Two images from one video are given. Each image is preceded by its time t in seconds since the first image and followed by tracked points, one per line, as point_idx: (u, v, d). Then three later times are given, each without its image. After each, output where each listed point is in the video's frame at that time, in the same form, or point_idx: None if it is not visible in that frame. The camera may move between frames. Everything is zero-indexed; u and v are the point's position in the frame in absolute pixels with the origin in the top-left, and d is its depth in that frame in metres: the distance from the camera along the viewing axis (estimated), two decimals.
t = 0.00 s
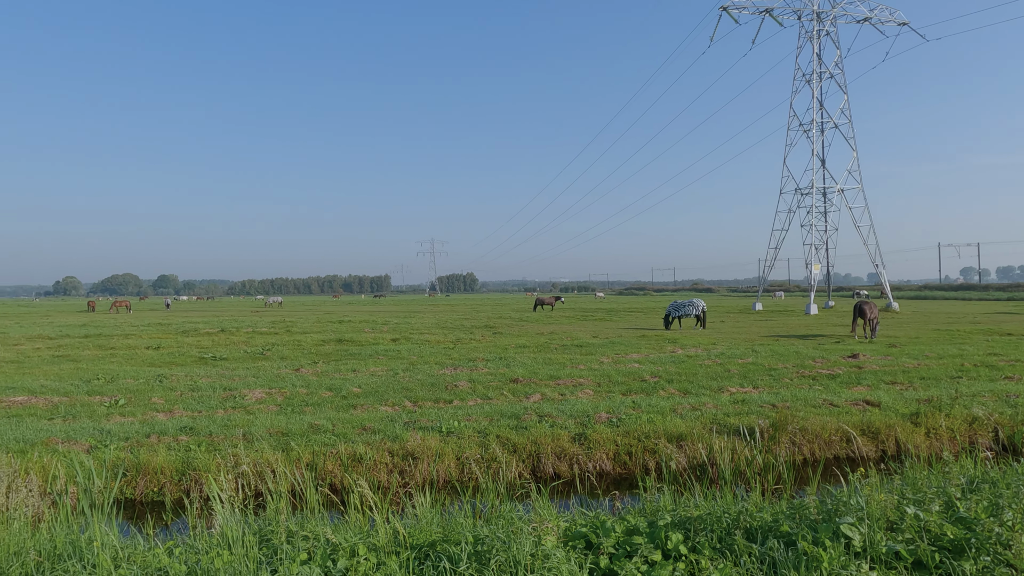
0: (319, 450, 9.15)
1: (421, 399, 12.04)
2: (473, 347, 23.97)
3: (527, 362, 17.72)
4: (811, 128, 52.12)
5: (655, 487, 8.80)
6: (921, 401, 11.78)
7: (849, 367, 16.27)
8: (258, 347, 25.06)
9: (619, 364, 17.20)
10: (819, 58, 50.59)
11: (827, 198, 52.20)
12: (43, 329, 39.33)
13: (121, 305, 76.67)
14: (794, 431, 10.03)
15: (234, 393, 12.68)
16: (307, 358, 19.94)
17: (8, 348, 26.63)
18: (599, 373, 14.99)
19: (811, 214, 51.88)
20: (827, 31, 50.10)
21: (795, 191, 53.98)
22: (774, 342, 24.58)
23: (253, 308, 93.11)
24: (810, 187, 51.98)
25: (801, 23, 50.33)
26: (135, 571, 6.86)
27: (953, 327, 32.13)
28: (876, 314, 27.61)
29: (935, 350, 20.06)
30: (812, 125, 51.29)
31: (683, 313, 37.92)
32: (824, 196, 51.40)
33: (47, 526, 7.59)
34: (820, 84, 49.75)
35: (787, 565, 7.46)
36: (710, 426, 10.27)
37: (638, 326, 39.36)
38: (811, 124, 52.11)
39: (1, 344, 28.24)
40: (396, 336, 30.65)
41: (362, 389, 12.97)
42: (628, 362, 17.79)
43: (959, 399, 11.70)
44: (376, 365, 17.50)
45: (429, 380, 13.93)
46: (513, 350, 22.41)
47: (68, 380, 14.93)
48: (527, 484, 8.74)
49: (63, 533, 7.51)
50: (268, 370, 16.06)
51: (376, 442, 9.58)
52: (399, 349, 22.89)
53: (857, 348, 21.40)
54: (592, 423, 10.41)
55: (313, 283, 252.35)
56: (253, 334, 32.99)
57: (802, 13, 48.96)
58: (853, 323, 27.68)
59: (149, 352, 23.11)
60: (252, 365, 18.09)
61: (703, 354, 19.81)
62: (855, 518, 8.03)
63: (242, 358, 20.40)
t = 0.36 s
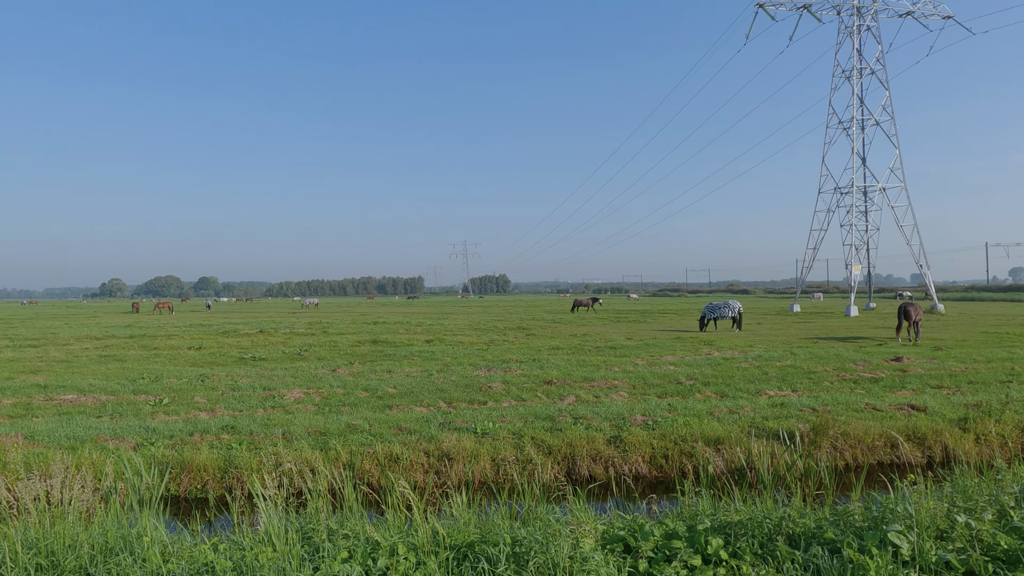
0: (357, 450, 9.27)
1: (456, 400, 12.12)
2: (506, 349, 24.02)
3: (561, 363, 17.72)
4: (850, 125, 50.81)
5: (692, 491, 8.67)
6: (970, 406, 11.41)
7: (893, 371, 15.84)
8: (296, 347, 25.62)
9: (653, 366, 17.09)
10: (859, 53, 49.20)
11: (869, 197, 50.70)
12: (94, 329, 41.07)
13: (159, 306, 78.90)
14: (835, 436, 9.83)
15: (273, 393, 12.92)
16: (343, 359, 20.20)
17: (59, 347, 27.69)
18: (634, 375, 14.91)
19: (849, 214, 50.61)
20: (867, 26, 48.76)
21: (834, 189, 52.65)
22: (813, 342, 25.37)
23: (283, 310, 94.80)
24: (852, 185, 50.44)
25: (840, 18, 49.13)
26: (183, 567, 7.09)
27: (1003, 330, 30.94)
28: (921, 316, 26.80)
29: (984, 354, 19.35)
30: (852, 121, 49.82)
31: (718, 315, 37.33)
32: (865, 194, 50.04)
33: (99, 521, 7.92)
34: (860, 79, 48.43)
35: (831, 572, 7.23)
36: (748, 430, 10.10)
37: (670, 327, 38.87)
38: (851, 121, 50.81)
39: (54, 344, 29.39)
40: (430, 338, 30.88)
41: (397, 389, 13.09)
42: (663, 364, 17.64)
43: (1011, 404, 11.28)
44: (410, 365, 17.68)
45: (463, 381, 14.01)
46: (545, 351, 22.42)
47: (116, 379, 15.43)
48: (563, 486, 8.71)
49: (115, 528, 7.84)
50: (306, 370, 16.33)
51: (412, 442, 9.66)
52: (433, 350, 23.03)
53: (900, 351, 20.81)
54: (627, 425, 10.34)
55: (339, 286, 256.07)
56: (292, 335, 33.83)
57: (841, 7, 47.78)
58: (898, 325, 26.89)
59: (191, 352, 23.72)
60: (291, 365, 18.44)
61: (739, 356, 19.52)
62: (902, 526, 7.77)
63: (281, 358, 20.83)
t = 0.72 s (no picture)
0: (391, 450, 9.37)
1: (488, 401, 12.19)
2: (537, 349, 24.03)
3: (593, 364, 17.67)
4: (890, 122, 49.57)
5: (729, 494, 8.53)
6: (1019, 410, 11.02)
7: (937, 373, 15.39)
8: (330, 347, 26.12)
9: (687, 367, 16.94)
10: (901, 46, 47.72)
11: (910, 195, 49.25)
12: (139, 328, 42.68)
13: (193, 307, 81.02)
14: (877, 440, 9.63)
15: (308, 392, 13.15)
16: (377, 358, 20.46)
17: (103, 346, 28.70)
18: (667, 376, 14.82)
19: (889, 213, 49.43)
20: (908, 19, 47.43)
21: (874, 187, 51.28)
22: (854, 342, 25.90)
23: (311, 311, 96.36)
24: (894, 182, 48.90)
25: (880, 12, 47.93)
26: (225, 561, 7.26)
27: None
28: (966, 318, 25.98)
29: None
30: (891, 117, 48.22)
31: (754, 316, 36.69)
32: (905, 192, 48.76)
33: (144, 516, 8.19)
34: (900, 75, 47.14)
35: None
36: (785, 433, 9.94)
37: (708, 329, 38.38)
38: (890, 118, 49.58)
39: (100, 343, 30.48)
40: (461, 338, 31.07)
41: (429, 389, 13.22)
42: (697, 365, 17.46)
43: None
44: (442, 365, 17.84)
45: (495, 381, 14.09)
46: (577, 352, 22.41)
47: (158, 377, 15.91)
48: (597, 488, 8.66)
49: (159, 523, 8.10)
50: (340, 370, 16.58)
51: (445, 442, 9.74)
52: (466, 350, 23.16)
53: (944, 354, 20.20)
54: (661, 427, 10.26)
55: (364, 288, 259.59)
56: (327, 334, 34.57)
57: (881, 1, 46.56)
58: (941, 327, 26.11)
59: (230, 352, 24.31)
60: (326, 364, 18.74)
61: (776, 358, 19.22)
62: (950, 533, 7.50)
63: (316, 358, 21.22)
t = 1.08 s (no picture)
0: (423, 449, 9.46)
1: (519, 401, 12.27)
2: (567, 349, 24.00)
3: (624, 364, 17.63)
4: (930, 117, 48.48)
5: (765, 498, 8.40)
6: None
7: (982, 376, 14.93)
8: (363, 345, 26.56)
9: (719, 368, 16.80)
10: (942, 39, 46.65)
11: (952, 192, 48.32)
12: (179, 327, 43.97)
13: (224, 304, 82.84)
14: (917, 444, 9.42)
15: (341, 391, 13.37)
16: (407, 358, 20.68)
17: (143, 344, 29.58)
18: (699, 377, 14.73)
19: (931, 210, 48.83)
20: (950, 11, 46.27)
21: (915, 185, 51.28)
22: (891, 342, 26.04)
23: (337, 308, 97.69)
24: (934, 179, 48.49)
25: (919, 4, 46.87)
26: (263, 558, 7.41)
27: None
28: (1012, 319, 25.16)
29: None
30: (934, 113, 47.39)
31: (789, 316, 36.05)
32: (947, 188, 47.84)
33: (185, 511, 8.42)
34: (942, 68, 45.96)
35: None
36: (822, 435, 9.79)
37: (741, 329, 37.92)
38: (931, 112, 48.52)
39: (139, 341, 31.41)
40: (490, 337, 31.27)
41: (460, 388, 13.40)
42: (729, 366, 17.30)
43: None
44: (473, 365, 17.97)
45: (526, 381, 14.20)
46: (607, 352, 22.37)
47: (196, 375, 16.34)
48: (629, 489, 8.61)
49: (199, 518, 8.31)
50: (372, 369, 16.78)
51: (476, 442, 9.82)
52: (496, 350, 23.33)
53: (989, 355, 19.61)
54: (693, 429, 10.18)
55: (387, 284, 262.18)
56: (359, 333, 35.16)
57: None
58: (986, 328, 25.35)
59: (264, 350, 24.80)
60: (358, 363, 19.02)
61: (812, 358, 18.95)
62: (998, 542, 7.25)
63: (349, 357, 21.56)
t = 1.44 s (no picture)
0: (452, 447, 9.54)
1: (547, 399, 12.34)
2: (595, 348, 23.89)
3: (653, 363, 17.56)
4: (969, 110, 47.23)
5: (798, 500, 8.27)
6: None
7: None
8: (392, 344, 26.90)
9: (750, 367, 16.65)
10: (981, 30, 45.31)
11: (992, 186, 46.98)
12: (213, 325, 45.06)
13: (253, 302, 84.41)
14: (957, 446, 9.18)
15: (371, 388, 13.57)
16: (435, 356, 20.83)
17: (178, 341, 30.34)
18: (730, 376, 14.64)
19: (972, 205, 47.66)
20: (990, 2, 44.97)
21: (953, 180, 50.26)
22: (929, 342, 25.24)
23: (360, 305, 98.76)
24: (973, 174, 47.27)
25: None
26: (297, 552, 7.54)
27: None
28: None
29: None
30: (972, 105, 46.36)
31: (822, 314, 35.28)
32: (987, 183, 46.59)
33: (221, 505, 8.60)
34: (982, 60, 44.70)
35: None
36: (857, 437, 9.64)
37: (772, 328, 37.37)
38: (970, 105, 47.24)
39: (175, 338, 32.22)
40: (517, 336, 31.38)
41: (488, 387, 13.58)
42: (760, 365, 17.12)
43: None
44: (501, 363, 18.05)
45: (554, 380, 14.32)
46: (636, 351, 22.28)
47: (230, 372, 16.70)
48: (659, 489, 8.56)
49: (234, 512, 8.49)
50: (401, 367, 16.97)
51: (505, 440, 9.88)
52: (523, 348, 23.41)
53: None
54: (724, 429, 10.10)
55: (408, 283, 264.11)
56: (389, 331, 35.62)
57: None
58: None
59: (294, 348, 25.23)
60: (388, 361, 19.24)
61: (845, 358, 18.63)
62: None
63: (379, 355, 21.81)
